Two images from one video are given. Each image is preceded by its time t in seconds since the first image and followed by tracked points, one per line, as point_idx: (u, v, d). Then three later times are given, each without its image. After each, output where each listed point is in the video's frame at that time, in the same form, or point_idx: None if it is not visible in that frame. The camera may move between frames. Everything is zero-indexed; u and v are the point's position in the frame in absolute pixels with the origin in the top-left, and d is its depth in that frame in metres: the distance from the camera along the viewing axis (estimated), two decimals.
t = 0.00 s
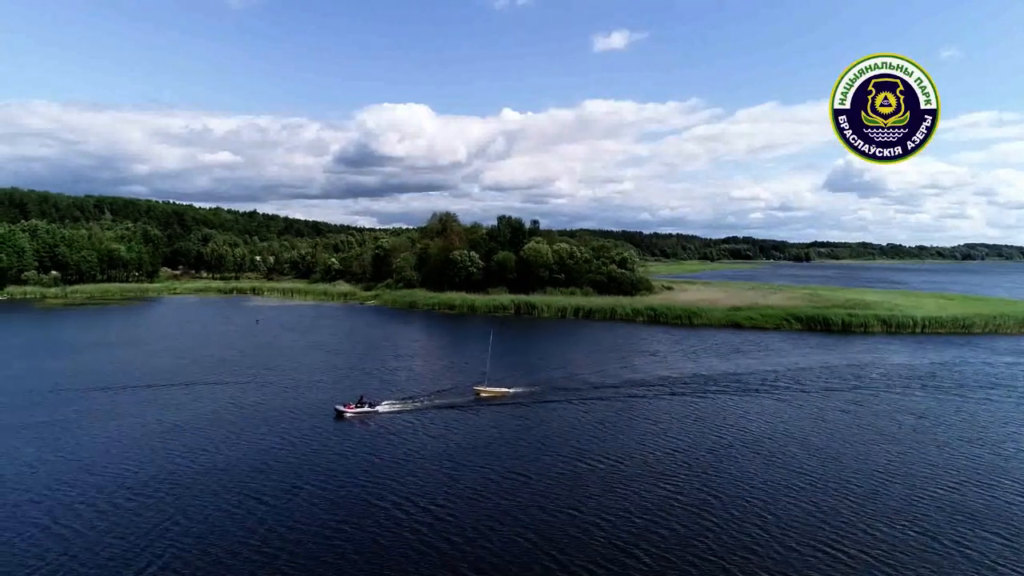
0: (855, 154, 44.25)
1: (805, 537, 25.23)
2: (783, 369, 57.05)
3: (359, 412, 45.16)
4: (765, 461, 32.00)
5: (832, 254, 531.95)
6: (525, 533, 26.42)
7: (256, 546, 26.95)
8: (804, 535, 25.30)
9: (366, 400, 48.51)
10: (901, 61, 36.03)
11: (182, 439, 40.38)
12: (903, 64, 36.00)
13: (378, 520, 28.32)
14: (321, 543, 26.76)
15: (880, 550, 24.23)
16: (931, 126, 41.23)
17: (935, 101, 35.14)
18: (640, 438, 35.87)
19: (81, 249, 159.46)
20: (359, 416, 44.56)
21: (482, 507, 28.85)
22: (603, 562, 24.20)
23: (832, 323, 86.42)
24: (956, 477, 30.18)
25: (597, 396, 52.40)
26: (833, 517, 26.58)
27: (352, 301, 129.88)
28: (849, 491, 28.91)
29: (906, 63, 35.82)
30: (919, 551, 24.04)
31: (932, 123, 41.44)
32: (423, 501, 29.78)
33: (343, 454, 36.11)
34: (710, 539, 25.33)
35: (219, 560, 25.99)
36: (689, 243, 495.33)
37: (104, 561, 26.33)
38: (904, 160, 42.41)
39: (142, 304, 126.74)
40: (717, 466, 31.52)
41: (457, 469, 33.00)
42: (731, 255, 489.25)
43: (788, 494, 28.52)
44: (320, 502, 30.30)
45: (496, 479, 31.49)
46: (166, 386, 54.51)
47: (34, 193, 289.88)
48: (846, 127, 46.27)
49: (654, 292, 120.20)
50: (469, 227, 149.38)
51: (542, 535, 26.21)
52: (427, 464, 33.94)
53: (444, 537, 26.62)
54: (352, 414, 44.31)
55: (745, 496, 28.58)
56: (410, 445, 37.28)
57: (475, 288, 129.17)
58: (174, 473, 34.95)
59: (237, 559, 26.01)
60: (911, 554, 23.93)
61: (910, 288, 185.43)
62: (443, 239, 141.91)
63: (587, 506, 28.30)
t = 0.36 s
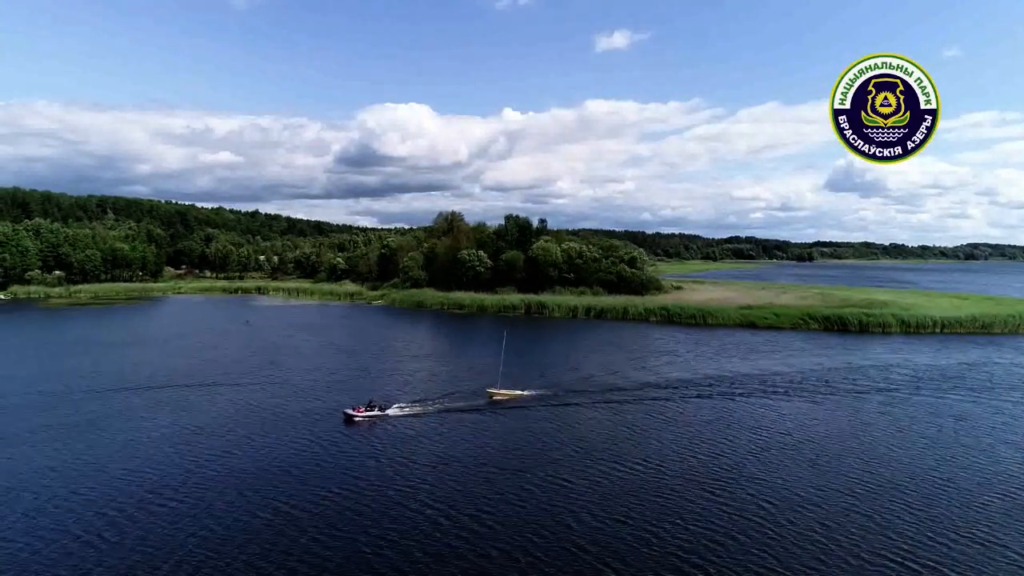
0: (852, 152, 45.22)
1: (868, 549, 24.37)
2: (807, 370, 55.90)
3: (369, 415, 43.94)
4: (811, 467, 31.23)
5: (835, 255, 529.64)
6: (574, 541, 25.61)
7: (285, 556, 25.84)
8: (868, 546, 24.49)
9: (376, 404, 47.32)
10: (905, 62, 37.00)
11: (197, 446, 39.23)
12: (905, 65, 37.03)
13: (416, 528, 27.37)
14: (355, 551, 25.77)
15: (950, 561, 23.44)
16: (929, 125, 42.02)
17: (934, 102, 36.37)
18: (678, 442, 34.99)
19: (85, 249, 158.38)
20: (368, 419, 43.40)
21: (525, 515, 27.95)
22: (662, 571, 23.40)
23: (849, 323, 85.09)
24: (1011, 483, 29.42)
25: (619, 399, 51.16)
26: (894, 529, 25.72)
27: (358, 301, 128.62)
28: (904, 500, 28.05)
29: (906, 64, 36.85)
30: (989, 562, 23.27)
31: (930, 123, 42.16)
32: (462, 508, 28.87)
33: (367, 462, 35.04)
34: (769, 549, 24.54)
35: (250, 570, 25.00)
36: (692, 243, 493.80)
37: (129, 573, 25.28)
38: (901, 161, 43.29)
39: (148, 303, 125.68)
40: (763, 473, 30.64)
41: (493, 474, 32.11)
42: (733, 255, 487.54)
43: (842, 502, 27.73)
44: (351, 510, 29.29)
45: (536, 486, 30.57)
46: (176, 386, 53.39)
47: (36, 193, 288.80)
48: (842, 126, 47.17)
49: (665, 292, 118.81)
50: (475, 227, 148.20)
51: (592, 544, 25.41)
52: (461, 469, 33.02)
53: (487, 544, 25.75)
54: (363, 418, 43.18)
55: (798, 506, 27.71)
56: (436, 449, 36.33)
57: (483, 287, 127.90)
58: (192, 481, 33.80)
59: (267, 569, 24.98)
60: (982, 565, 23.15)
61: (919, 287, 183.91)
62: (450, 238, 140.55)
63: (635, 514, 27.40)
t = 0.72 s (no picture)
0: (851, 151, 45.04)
1: (953, 566, 23.25)
2: (836, 371, 54.59)
3: (381, 420, 42.54)
4: (869, 477, 30.38)
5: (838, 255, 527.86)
6: (639, 552, 24.67)
7: (326, 574, 24.52)
8: (948, 561, 23.64)
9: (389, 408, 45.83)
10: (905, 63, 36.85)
11: (215, 451, 37.80)
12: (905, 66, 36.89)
13: (466, 539, 26.27)
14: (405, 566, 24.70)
15: None
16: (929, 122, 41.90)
17: (934, 100, 36.31)
18: (725, 448, 33.94)
19: (89, 249, 157.04)
20: (381, 424, 41.98)
21: (581, 525, 26.88)
22: None
23: (870, 323, 83.73)
24: None
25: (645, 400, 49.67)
26: (974, 546, 24.64)
27: (367, 300, 127.27)
28: (974, 511, 27.15)
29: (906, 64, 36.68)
30: None
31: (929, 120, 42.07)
32: (514, 516, 27.92)
33: (399, 471, 33.74)
34: (845, 562, 23.65)
35: None
36: (695, 242, 492.33)
37: None
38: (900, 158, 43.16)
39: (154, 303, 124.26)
40: (822, 483, 29.61)
41: (538, 481, 31.10)
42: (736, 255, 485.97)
43: (911, 515, 26.86)
44: (392, 521, 28.13)
45: (586, 494, 29.52)
46: (190, 387, 52.03)
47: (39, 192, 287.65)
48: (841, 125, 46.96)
49: (677, 291, 117.20)
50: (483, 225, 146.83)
51: (659, 554, 24.48)
52: (503, 475, 32.03)
53: (547, 555, 24.81)
54: (375, 424, 41.75)
55: (868, 519, 26.66)
56: (474, 454, 35.29)
57: (493, 287, 126.51)
58: (213, 491, 32.39)
59: None
60: None
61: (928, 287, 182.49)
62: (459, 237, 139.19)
63: (697, 526, 26.35)
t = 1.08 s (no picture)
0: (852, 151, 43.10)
1: None
2: (867, 373, 53.04)
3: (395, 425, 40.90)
4: (930, 481, 29.33)
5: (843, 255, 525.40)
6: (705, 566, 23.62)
7: None
8: None
9: (404, 411, 43.91)
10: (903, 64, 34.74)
11: (234, 456, 36.35)
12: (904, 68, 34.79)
13: (521, 553, 25.23)
14: None
15: None
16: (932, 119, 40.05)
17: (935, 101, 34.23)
18: (775, 453, 32.88)
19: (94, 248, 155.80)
20: (395, 429, 40.36)
21: (639, 536, 25.84)
22: None
23: (891, 323, 82.12)
24: None
25: (670, 401, 48.12)
26: None
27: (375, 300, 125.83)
28: None
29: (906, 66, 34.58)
30: None
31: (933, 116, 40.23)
32: (566, 528, 26.87)
33: (434, 479, 32.55)
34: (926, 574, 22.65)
35: None
36: (699, 242, 490.20)
37: None
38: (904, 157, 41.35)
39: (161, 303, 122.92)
40: (885, 489, 28.57)
41: (587, 489, 30.06)
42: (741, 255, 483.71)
43: (983, 523, 25.83)
44: (437, 533, 27.04)
45: (639, 503, 28.48)
46: (203, 389, 50.60)
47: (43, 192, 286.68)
48: (843, 122, 45.05)
49: (689, 291, 115.51)
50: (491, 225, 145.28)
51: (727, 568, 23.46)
52: (548, 484, 30.97)
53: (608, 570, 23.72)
54: (387, 429, 40.11)
55: (938, 528, 25.65)
56: (509, 462, 34.06)
57: (503, 286, 124.99)
58: (232, 501, 30.88)
59: None
60: None
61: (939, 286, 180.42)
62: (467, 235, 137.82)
63: (762, 538, 25.29)
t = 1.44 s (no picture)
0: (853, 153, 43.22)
1: None
2: (895, 374, 51.75)
3: (407, 430, 39.33)
4: (988, 491, 28.69)
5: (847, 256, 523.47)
6: None
7: None
8: None
9: (415, 416, 42.18)
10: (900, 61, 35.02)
11: (256, 461, 35.13)
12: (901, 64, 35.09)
13: (575, 562, 24.43)
14: None
15: None
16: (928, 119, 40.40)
17: (934, 99, 34.33)
18: (822, 461, 32.21)
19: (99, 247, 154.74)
20: (407, 436, 38.72)
21: (700, 547, 25.16)
22: None
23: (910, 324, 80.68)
24: None
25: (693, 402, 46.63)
26: None
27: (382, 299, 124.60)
28: None
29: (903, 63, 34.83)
30: None
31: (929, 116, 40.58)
32: (619, 537, 26.07)
33: (467, 483, 31.53)
34: None
35: None
36: (702, 243, 488.39)
37: None
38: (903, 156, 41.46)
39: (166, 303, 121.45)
40: (943, 500, 27.92)
41: (633, 496, 29.31)
42: (743, 256, 482.13)
43: None
44: (482, 541, 26.10)
45: (692, 512, 27.76)
46: (217, 390, 49.31)
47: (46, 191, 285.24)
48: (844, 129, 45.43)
49: (700, 291, 113.94)
50: (498, 224, 143.95)
51: None
52: (591, 489, 30.17)
53: None
54: (399, 435, 38.54)
55: (1006, 543, 24.97)
56: (543, 467, 33.08)
57: (511, 286, 123.53)
58: (245, 511, 29.36)
59: None
60: None
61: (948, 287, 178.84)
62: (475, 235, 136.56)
63: (830, 550, 24.62)
